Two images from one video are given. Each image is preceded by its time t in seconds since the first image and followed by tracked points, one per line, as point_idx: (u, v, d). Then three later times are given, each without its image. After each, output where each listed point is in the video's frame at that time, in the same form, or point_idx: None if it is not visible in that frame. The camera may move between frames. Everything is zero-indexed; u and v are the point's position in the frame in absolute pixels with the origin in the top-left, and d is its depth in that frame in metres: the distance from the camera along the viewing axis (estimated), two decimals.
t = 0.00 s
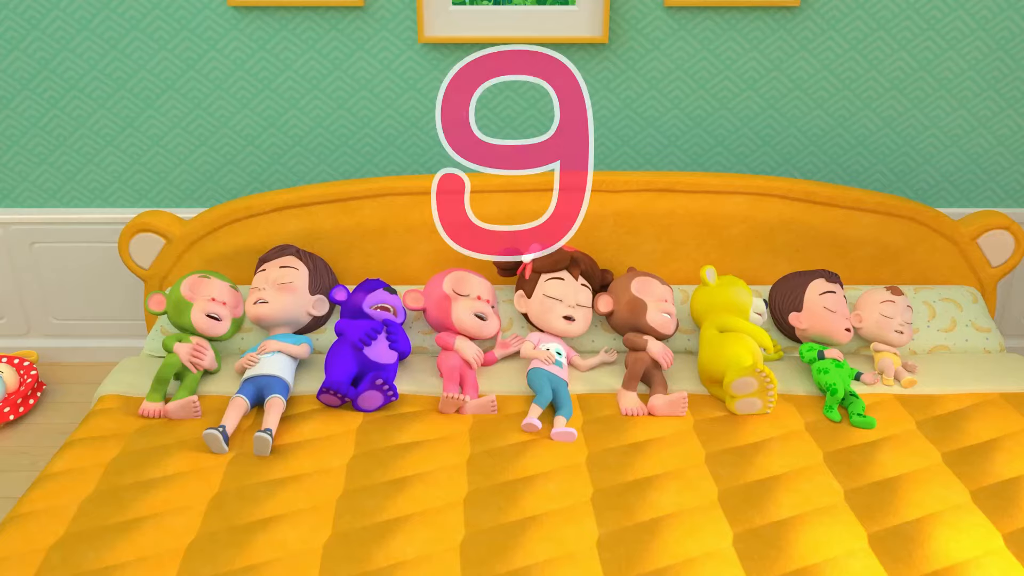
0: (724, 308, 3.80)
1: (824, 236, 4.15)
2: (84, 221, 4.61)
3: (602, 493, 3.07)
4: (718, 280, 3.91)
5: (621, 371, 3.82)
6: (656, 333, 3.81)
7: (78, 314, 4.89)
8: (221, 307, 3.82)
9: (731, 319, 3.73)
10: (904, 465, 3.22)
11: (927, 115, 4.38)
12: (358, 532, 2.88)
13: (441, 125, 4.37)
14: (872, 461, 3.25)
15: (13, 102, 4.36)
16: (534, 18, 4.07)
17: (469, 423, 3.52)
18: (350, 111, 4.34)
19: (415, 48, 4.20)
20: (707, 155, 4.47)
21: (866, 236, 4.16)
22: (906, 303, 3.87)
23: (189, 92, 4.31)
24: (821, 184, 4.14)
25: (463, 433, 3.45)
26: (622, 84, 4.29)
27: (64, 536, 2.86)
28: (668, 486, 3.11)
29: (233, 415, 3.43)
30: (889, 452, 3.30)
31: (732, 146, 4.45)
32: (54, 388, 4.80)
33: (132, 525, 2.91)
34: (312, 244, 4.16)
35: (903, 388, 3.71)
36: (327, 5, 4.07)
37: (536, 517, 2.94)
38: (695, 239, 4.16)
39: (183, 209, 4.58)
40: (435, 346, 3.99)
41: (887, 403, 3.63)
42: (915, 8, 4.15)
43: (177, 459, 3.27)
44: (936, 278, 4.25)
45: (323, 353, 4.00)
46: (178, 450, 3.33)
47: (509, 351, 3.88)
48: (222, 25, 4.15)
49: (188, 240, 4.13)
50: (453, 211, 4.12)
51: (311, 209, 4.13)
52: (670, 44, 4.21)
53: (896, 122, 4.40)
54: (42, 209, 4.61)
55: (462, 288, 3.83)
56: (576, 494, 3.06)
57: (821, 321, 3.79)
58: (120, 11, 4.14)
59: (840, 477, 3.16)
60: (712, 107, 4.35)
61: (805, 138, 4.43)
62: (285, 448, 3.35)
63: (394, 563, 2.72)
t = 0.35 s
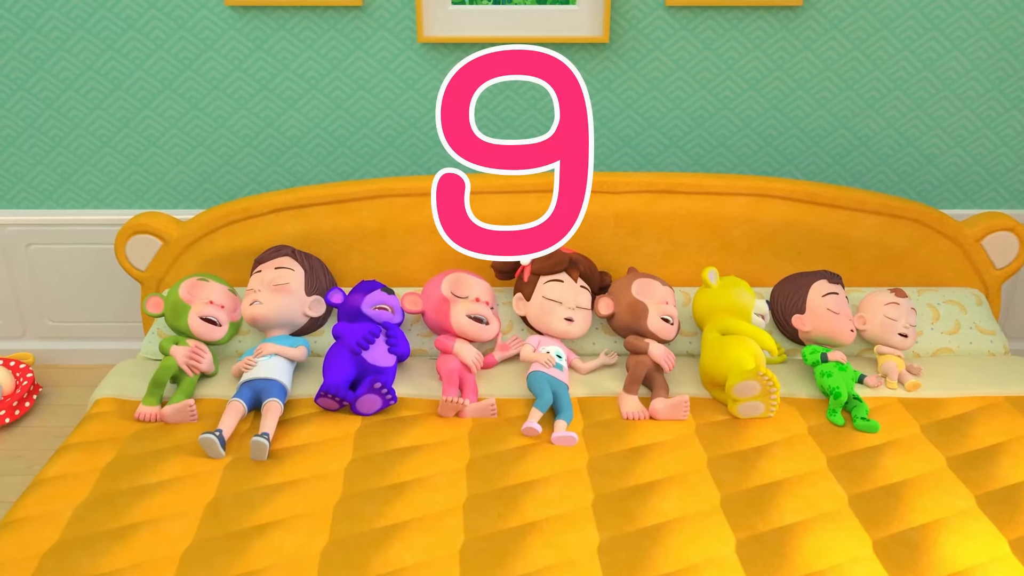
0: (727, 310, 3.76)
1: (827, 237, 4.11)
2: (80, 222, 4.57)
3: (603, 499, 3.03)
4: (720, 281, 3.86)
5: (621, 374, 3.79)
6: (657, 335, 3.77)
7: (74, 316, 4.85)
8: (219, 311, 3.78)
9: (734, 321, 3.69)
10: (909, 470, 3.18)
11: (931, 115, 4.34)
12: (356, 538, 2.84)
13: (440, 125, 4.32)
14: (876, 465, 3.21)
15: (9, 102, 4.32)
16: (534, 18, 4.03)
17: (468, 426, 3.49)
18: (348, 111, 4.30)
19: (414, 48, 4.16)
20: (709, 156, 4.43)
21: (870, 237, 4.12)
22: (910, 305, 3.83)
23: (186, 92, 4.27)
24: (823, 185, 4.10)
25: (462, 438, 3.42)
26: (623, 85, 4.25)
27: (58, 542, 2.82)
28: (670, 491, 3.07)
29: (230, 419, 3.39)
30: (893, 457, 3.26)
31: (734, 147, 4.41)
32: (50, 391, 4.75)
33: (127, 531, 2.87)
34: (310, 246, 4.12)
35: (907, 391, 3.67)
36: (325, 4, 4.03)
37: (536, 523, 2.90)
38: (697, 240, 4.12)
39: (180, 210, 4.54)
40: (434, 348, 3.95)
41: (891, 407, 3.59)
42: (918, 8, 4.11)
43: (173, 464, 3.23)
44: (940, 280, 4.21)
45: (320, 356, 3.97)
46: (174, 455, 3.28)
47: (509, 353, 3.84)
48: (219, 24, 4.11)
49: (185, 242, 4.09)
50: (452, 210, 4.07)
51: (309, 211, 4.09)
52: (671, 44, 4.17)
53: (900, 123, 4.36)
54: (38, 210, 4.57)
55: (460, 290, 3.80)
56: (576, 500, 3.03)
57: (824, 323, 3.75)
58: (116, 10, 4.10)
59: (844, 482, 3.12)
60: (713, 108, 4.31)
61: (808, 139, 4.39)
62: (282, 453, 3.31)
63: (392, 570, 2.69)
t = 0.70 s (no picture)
0: (735, 318, 3.62)
1: (837, 243, 3.97)
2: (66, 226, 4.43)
3: (608, 519, 2.89)
4: (728, 288, 3.72)
5: (625, 385, 3.64)
6: (663, 344, 3.62)
7: (61, 323, 4.71)
8: (207, 319, 3.64)
9: (743, 330, 3.55)
10: (927, 487, 3.04)
11: (945, 116, 4.20)
12: (348, 561, 2.70)
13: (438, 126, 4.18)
14: (893, 483, 3.07)
15: None
16: (535, 15, 3.88)
17: (466, 441, 3.35)
18: (342, 111, 4.16)
19: (410, 47, 4.01)
20: (715, 158, 4.29)
21: (882, 242, 3.98)
22: (924, 313, 3.69)
23: (174, 92, 4.13)
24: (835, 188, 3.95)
25: (460, 453, 3.28)
26: (627, 84, 4.11)
27: (34, 566, 2.68)
28: (677, 510, 2.93)
29: (217, 434, 3.24)
30: (910, 473, 3.12)
31: (741, 148, 4.27)
32: (35, 400, 4.61)
33: (108, 553, 2.73)
34: (302, 251, 3.98)
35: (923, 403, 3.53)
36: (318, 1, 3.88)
37: (537, 545, 2.76)
38: (703, 246, 3.98)
39: (169, 214, 4.40)
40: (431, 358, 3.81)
41: (907, 420, 3.45)
42: (933, 5, 3.97)
43: (158, 481, 3.09)
44: (955, 286, 4.07)
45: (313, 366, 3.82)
46: (158, 471, 3.14)
47: (509, 363, 3.70)
48: (208, 22, 3.97)
49: (173, 247, 3.95)
50: (448, 211, 3.92)
51: (301, 215, 3.95)
52: (677, 42, 4.02)
53: (913, 124, 4.22)
54: (22, 214, 4.43)
55: (458, 297, 3.65)
56: (579, 520, 2.88)
57: (836, 333, 3.61)
58: (101, 8, 3.95)
59: (860, 501, 2.98)
60: (720, 109, 4.17)
61: (818, 140, 4.25)
62: (271, 469, 3.17)
63: None
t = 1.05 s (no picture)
0: (734, 327, 3.31)
1: (846, 244, 3.66)
2: (13, 226, 4.11)
3: (592, 555, 2.58)
4: (727, 294, 3.41)
5: (614, 401, 3.33)
6: (656, 356, 3.32)
7: (12, 329, 4.40)
8: (156, 328, 3.34)
9: (743, 340, 3.24)
10: (948, 517, 2.73)
11: (962, 107, 3.89)
12: None
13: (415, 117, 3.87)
14: (911, 512, 2.76)
15: None
16: None
17: (438, 463, 3.04)
18: (309, 102, 3.85)
19: (382, 31, 3.70)
20: (713, 152, 3.97)
21: (895, 243, 3.67)
22: (941, 321, 3.39)
23: (127, 81, 3.81)
24: (843, 184, 3.63)
25: (431, 477, 2.97)
26: (617, 73, 3.79)
27: None
28: (669, 544, 2.62)
29: (162, 457, 2.94)
30: (929, 501, 2.81)
31: (741, 142, 3.95)
32: None
33: None
34: (265, 253, 3.67)
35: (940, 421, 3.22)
36: None
37: None
38: (701, 247, 3.67)
39: (124, 212, 4.09)
40: (403, 370, 3.49)
41: (923, 439, 3.14)
42: None
43: (93, 509, 2.78)
44: (973, 291, 3.76)
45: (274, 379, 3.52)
46: (95, 498, 2.83)
47: (488, 377, 3.39)
48: (162, 4, 3.66)
49: (124, 249, 3.64)
50: (446, 210, 3.59)
51: (263, 214, 3.64)
52: (671, 26, 3.71)
53: (927, 115, 3.90)
54: None
55: (433, 304, 3.33)
56: (560, 556, 2.58)
57: (845, 344, 3.30)
58: None
59: (873, 533, 2.67)
60: (719, 99, 3.85)
61: (824, 133, 3.93)
62: (221, 496, 2.86)
63: None
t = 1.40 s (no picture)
0: (688, 322, 2.76)
1: (825, 223, 3.10)
2: None
3: None
4: (682, 283, 2.86)
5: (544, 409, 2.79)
6: (594, 358, 2.76)
7: None
8: None
9: (696, 337, 2.69)
10: (943, 559, 2.18)
11: (963, 64, 3.32)
12: None
13: (321, 77, 3.32)
14: (897, 552, 2.21)
15: None
16: None
17: (322, 487, 2.49)
18: (199, 57, 3.27)
19: None
20: (672, 118, 3.42)
21: (883, 223, 3.11)
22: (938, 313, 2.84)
23: None
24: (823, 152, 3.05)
25: (310, 504, 2.42)
26: (558, 23, 3.22)
27: None
28: None
29: None
30: (920, 537, 2.26)
31: (704, 105, 3.39)
32: None
33: None
34: (142, 234, 3.12)
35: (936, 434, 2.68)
36: None
37: None
38: (655, 227, 3.11)
39: None
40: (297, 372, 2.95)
41: (915, 456, 2.59)
42: None
43: None
44: (975, 278, 3.21)
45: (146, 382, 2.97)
46: None
47: (395, 381, 2.84)
48: None
49: None
50: (326, 181, 3.04)
51: (137, 187, 3.08)
52: None
53: (922, 73, 3.34)
54: None
55: (327, 293, 2.78)
56: None
57: (821, 342, 2.75)
58: None
59: None
60: (678, 55, 3.29)
61: (802, 95, 3.37)
62: (44, 530, 2.31)
63: None
